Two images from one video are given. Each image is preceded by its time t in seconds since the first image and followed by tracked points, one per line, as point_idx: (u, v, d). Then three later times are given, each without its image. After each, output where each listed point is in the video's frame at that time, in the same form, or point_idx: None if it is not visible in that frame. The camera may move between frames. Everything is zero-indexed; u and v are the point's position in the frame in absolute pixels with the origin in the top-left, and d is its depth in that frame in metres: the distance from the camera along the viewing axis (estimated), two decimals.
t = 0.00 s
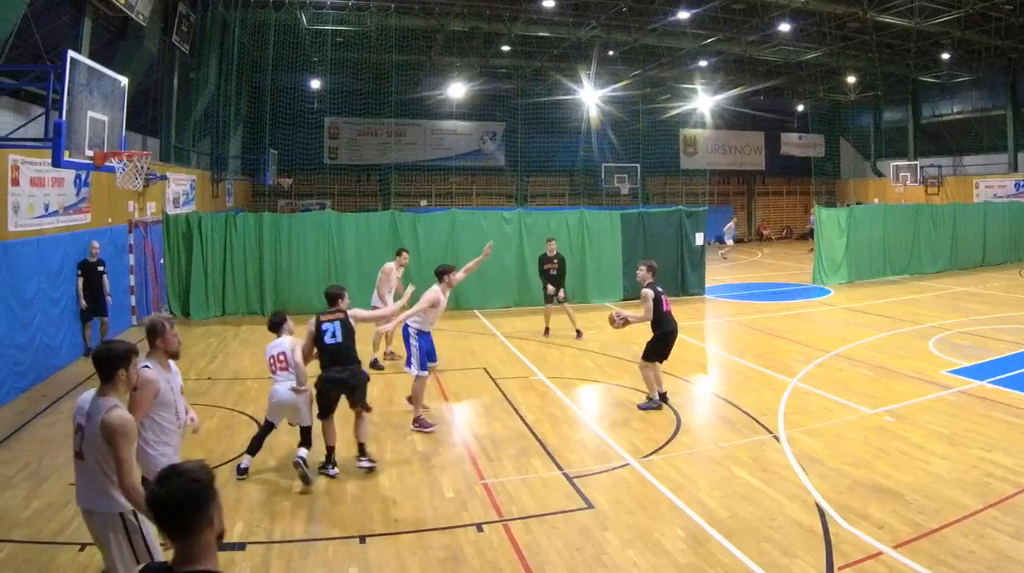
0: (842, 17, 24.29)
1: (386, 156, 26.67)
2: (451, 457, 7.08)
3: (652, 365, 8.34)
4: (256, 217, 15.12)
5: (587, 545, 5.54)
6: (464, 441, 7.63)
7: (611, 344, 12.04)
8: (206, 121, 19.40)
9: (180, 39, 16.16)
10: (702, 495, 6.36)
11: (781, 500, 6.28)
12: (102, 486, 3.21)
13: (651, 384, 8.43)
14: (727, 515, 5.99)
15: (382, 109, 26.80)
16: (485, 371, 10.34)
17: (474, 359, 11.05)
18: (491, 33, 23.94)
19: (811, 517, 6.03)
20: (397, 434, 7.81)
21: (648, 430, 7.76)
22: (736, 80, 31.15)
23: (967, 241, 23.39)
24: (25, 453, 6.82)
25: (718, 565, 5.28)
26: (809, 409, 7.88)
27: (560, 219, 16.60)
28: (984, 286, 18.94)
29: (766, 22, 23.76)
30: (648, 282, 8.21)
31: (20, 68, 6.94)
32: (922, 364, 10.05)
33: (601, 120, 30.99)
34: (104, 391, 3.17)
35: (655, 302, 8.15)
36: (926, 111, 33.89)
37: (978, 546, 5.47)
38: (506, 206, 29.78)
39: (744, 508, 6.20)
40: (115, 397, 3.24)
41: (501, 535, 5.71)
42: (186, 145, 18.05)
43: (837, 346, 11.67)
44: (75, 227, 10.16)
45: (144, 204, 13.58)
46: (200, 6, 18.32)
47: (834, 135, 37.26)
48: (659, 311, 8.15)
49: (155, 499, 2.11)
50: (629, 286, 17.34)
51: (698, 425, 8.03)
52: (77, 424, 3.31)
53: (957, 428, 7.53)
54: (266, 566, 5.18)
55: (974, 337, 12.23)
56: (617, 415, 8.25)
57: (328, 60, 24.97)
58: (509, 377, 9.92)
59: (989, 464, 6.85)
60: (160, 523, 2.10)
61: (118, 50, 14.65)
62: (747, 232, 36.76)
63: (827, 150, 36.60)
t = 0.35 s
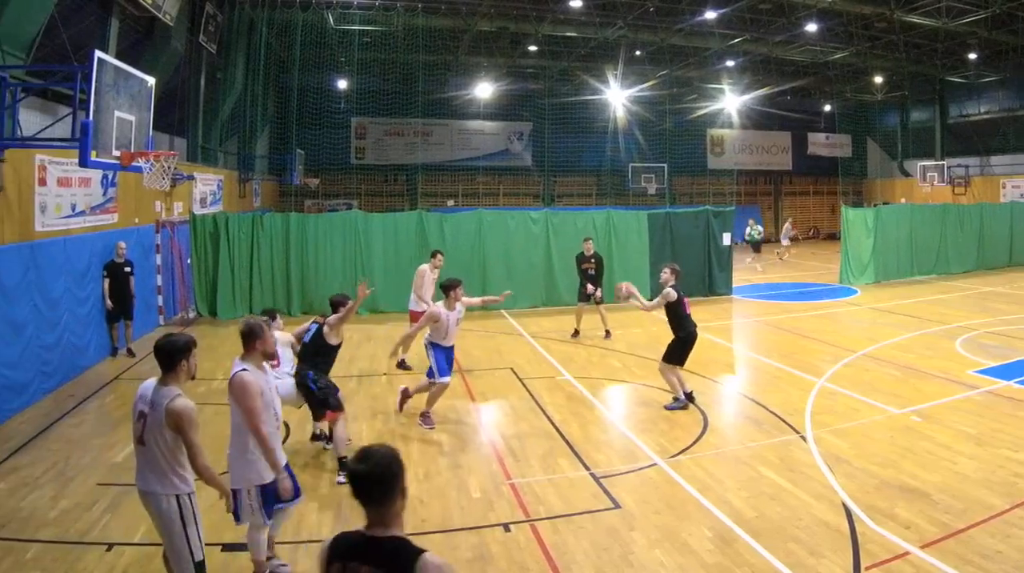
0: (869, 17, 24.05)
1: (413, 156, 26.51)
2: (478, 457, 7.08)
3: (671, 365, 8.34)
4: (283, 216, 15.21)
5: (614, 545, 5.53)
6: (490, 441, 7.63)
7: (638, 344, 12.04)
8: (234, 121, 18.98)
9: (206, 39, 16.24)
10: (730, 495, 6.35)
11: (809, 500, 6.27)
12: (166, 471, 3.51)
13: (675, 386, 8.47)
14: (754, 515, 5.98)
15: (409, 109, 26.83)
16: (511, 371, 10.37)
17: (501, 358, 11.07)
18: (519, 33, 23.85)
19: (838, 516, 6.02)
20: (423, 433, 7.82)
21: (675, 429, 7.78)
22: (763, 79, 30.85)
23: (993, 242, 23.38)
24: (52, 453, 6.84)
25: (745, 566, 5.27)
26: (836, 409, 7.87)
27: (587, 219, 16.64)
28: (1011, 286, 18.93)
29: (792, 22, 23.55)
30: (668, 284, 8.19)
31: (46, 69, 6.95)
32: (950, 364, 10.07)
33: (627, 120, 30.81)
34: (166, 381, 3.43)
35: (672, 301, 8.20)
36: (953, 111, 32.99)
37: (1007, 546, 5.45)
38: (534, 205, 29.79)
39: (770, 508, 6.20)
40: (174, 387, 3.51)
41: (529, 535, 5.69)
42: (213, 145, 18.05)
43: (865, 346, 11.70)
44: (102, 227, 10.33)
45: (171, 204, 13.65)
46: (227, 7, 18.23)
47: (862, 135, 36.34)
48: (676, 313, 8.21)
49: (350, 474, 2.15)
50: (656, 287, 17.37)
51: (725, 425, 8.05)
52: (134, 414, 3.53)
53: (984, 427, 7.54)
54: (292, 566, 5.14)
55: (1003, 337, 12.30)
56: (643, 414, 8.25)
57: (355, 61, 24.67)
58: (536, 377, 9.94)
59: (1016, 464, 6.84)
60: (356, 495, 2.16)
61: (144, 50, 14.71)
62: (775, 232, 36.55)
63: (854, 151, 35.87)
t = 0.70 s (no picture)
0: (896, 17, 23.88)
1: (439, 156, 26.45)
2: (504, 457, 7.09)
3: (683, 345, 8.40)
4: (309, 216, 15.22)
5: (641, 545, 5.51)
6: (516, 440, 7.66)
7: (665, 344, 12.07)
8: (260, 120, 19.05)
9: (233, 39, 16.34)
10: (756, 496, 6.33)
11: (835, 500, 6.26)
12: (207, 438, 3.84)
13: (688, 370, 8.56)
14: (780, 515, 5.96)
15: (435, 110, 26.82)
16: (538, 371, 10.42)
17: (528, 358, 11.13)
18: (544, 33, 23.74)
19: (864, 517, 6.00)
20: (450, 432, 7.81)
21: (701, 429, 7.80)
22: (791, 80, 30.58)
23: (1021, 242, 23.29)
24: (78, 453, 6.87)
25: (771, 565, 5.24)
26: (862, 409, 7.97)
27: (613, 219, 16.81)
28: None
29: (818, 23, 23.45)
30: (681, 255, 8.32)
31: (72, 68, 6.97)
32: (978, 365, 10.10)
33: (654, 120, 30.62)
34: (208, 357, 3.84)
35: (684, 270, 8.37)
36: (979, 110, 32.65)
37: None
38: (560, 205, 29.88)
39: (797, 508, 6.17)
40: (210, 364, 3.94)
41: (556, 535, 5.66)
42: (239, 145, 18.08)
43: (891, 345, 11.78)
44: (128, 227, 10.49)
45: (197, 204, 13.71)
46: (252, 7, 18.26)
47: (887, 135, 35.96)
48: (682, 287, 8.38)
49: (479, 405, 2.48)
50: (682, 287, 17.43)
51: (752, 425, 8.07)
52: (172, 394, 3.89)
53: (1011, 428, 7.53)
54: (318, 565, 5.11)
55: None
56: (669, 414, 8.27)
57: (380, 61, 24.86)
58: (562, 377, 9.96)
59: None
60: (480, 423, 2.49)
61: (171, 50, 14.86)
62: (799, 232, 36.85)
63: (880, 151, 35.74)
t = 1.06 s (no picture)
0: (923, 16, 23.77)
1: (466, 157, 26.25)
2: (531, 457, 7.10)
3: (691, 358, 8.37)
4: (337, 216, 15.39)
5: (669, 545, 5.46)
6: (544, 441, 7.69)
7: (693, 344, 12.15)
8: (287, 121, 19.17)
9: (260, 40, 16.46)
10: (783, 496, 6.30)
11: (863, 500, 6.22)
12: (260, 413, 4.49)
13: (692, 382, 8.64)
14: (807, 515, 5.93)
15: (462, 109, 26.83)
16: (567, 370, 10.55)
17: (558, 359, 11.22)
18: (571, 32, 23.84)
19: (891, 517, 5.95)
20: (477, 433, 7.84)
21: (729, 430, 7.84)
22: (817, 79, 30.77)
23: None
24: (106, 453, 6.90)
25: (798, 565, 5.18)
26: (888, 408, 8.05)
27: (639, 218, 16.89)
28: None
29: (846, 22, 23.43)
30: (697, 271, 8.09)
31: (100, 68, 7.03)
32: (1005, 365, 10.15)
33: (680, 119, 30.59)
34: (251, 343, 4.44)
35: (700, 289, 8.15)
36: (1006, 111, 32.60)
37: None
38: (588, 205, 29.83)
39: (824, 508, 6.13)
40: (247, 349, 4.50)
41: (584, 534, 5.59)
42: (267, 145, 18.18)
43: (919, 345, 11.84)
44: (155, 227, 10.60)
45: (225, 204, 13.77)
46: (281, 6, 18.34)
47: (915, 135, 35.78)
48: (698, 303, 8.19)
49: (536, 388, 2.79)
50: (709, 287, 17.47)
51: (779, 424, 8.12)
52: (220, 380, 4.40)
53: None
54: (346, 565, 5.07)
55: None
56: (697, 414, 8.30)
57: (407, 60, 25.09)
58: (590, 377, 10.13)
59: None
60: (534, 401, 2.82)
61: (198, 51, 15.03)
62: (826, 232, 36.82)
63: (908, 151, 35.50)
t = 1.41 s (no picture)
0: (937, 17, 23.65)
1: (480, 156, 26.57)
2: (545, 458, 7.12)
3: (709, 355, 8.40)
4: (351, 215, 15.41)
5: (684, 545, 5.44)
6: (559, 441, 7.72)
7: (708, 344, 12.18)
8: (301, 121, 19.17)
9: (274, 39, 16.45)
10: (797, 496, 6.29)
11: (877, 500, 6.20)
12: (270, 392, 5.05)
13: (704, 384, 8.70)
14: (820, 515, 5.91)
15: (476, 109, 26.90)
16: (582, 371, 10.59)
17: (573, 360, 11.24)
18: (585, 32, 23.84)
19: (905, 517, 5.92)
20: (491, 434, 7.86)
21: (744, 429, 7.86)
22: (831, 79, 30.85)
23: None
24: (119, 453, 6.91)
25: (812, 564, 5.15)
26: (903, 408, 8.06)
27: (653, 219, 16.91)
28: None
29: (860, 23, 23.41)
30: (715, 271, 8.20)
31: (114, 68, 7.10)
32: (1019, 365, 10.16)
33: (695, 120, 30.41)
34: (257, 328, 5.05)
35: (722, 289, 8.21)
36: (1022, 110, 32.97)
37: None
38: (602, 205, 29.69)
39: (838, 508, 6.11)
40: (253, 334, 5.09)
41: (598, 535, 5.57)
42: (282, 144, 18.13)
43: (933, 345, 11.86)
44: (169, 227, 10.58)
45: (239, 204, 13.77)
46: (295, 6, 18.35)
47: (929, 135, 36.12)
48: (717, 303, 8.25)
49: (477, 383, 3.22)
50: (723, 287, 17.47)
51: (794, 424, 8.14)
52: (233, 364, 4.98)
53: None
54: (361, 566, 5.05)
55: None
56: (710, 414, 8.31)
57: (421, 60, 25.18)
58: (604, 377, 10.20)
59: None
60: (469, 399, 3.25)
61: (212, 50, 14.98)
62: (841, 232, 36.29)
63: (922, 150, 35.55)
